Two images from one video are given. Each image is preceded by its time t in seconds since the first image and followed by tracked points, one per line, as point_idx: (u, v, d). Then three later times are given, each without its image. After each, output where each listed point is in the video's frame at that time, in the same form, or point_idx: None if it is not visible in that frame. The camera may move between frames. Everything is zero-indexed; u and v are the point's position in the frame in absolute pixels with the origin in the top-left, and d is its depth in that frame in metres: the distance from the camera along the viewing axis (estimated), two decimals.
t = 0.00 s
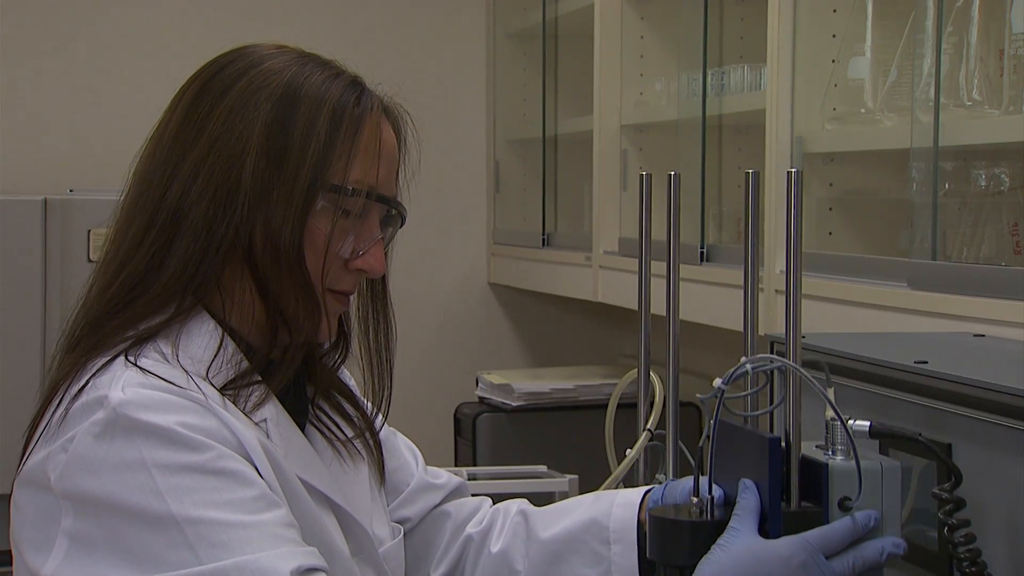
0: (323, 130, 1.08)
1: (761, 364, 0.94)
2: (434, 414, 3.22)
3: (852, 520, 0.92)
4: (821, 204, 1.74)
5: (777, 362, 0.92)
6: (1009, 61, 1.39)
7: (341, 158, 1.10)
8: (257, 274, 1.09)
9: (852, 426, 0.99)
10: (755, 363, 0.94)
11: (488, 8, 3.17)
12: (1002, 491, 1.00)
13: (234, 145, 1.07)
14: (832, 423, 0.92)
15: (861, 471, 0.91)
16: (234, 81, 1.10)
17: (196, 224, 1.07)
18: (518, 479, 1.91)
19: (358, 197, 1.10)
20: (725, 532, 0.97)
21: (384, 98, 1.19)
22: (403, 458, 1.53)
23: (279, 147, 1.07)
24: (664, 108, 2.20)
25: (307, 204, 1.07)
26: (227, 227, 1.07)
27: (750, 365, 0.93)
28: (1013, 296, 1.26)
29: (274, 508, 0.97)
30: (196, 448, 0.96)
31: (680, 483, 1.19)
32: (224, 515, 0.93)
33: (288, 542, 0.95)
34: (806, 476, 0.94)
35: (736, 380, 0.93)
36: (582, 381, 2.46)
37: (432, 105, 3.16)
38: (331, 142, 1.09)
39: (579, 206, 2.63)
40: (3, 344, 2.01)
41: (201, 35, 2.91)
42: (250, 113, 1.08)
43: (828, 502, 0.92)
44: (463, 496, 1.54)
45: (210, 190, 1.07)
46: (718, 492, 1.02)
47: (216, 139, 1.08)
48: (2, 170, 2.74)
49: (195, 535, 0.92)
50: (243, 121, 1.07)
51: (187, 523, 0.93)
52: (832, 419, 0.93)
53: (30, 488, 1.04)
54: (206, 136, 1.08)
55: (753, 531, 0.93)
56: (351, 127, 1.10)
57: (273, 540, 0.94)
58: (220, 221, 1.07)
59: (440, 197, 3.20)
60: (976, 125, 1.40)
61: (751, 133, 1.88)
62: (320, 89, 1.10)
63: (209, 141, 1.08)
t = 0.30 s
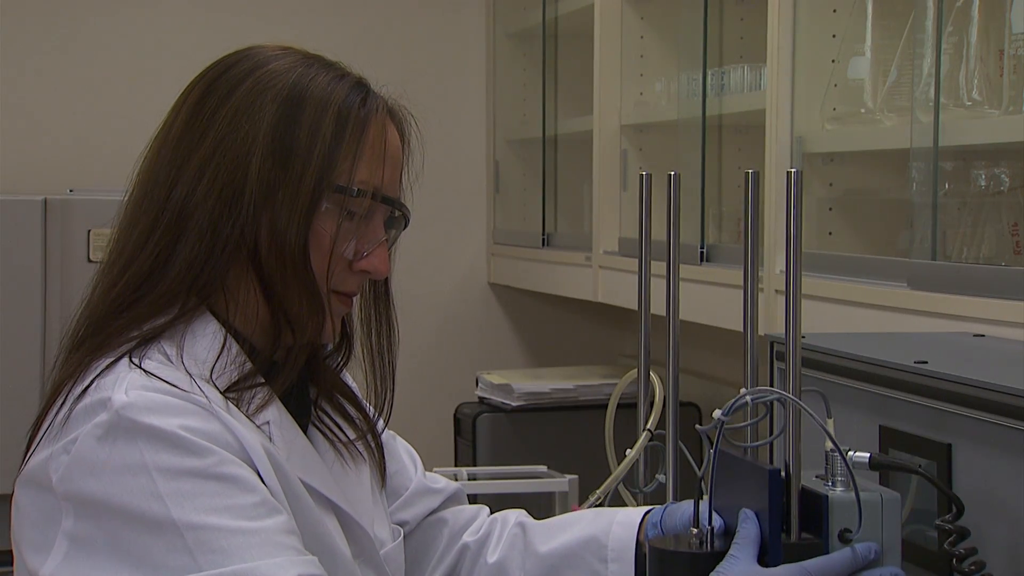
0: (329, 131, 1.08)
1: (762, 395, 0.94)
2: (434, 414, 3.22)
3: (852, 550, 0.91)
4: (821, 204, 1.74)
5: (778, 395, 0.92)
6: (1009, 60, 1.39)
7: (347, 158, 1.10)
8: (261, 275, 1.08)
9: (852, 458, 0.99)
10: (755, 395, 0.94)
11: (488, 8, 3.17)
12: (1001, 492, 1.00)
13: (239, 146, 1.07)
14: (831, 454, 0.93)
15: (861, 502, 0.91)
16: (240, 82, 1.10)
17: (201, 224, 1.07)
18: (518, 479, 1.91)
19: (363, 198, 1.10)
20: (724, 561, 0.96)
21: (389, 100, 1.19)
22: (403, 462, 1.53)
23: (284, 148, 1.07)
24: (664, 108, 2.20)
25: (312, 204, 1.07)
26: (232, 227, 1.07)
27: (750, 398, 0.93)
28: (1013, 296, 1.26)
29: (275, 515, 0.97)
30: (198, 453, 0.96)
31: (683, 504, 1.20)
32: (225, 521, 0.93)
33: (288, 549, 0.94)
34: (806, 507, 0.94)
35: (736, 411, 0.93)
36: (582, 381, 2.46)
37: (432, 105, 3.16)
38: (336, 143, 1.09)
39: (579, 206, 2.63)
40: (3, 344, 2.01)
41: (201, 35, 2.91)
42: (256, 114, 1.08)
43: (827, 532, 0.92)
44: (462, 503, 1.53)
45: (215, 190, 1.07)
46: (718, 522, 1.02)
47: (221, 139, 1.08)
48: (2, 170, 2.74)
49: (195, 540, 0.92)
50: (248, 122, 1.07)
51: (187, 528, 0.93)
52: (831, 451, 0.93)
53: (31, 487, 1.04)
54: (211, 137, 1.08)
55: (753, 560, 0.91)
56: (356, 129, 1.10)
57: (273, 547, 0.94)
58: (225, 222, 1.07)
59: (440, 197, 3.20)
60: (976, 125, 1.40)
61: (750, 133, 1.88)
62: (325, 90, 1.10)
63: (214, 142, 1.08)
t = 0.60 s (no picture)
0: (331, 131, 1.08)
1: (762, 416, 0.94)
2: (434, 414, 3.22)
3: (851, 570, 0.90)
4: (821, 205, 1.74)
5: (777, 416, 0.93)
6: (1008, 60, 1.40)
7: (349, 159, 1.09)
8: (263, 275, 1.08)
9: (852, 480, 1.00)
10: (754, 415, 0.93)
11: (488, 8, 3.17)
12: (1001, 492, 1.00)
13: (241, 146, 1.07)
14: (830, 474, 0.94)
15: (860, 522, 0.91)
16: (242, 82, 1.10)
17: (204, 224, 1.07)
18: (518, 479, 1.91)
19: (366, 199, 1.10)
20: None
21: (392, 100, 1.19)
22: (403, 464, 1.53)
23: (287, 148, 1.07)
24: (664, 108, 2.20)
25: (314, 205, 1.07)
26: (234, 227, 1.07)
27: (749, 418, 0.92)
28: (1013, 296, 1.26)
29: (275, 517, 0.97)
30: (199, 454, 0.95)
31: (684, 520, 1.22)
32: (225, 524, 0.93)
33: (288, 553, 0.94)
34: (806, 527, 0.94)
35: (735, 431, 0.92)
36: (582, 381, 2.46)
37: (431, 105, 3.16)
38: (338, 143, 1.09)
39: (579, 206, 2.63)
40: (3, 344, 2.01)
41: (201, 34, 2.91)
42: (258, 114, 1.08)
43: (827, 553, 0.92)
44: (461, 506, 1.53)
45: (217, 190, 1.07)
46: (718, 540, 1.02)
47: (224, 139, 1.08)
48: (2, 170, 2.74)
49: (194, 542, 0.92)
50: (250, 121, 1.07)
51: (188, 531, 0.92)
52: (831, 471, 0.94)
53: (32, 487, 1.04)
54: (213, 137, 1.08)
55: None
56: (358, 129, 1.10)
57: (273, 550, 0.94)
58: (228, 221, 1.07)
59: (440, 197, 3.20)
60: (975, 125, 1.40)
61: (750, 133, 1.88)
62: (328, 90, 1.10)
63: (217, 142, 1.08)
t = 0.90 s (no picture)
0: (331, 132, 1.08)
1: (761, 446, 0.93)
2: (434, 414, 3.22)
3: None
4: (821, 205, 1.75)
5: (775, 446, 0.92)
6: (1008, 60, 1.40)
7: (348, 159, 1.10)
8: (264, 276, 1.08)
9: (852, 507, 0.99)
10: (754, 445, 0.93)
11: (488, 8, 3.17)
12: (1001, 492, 1.00)
13: (241, 146, 1.07)
14: (831, 504, 0.93)
15: (861, 555, 0.91)
16: (242, 82, 1.10)
17: (204, 224, 1.07)
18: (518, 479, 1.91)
19: (366, 199, 1.10)
20: None
21: (392, 101, 1.19)
22: (402, 466, 1.53)
23: (287, 148, 1.07)
24: (664, 108, 2.20)
25: (314, 205, 1.07)
26: (235, 227, 1.07)
27: (749, 447, 0.92)
28: (1013, 296, 1.26)
29: (275, 521, 0.97)
30: (199, 457, 0.95)
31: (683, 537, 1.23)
32: (225, 527, 0.93)
33: (287, 557, 0.95)
34: (806, 557, 0.94)
35: (735, 461, 0.92)
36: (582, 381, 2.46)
37: (431, 105, 3.16)
38: (338, 143, 1.09)
39: (579, 207, 2.63)
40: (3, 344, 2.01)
41: (201, 34, 2.91)
42: (258, 114, 1.08)
43: None
44: (459, 510, 1.53)
45: (218, 190, 1.07)
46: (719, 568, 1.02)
47: (224, 139, 1.08)
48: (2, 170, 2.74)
49: (193, 545, 0.92)
50: (250, 121, 1.07)
51: (187, 534, 0.93)
52: (831, 501, 0.93)
53: (32, 487, 1.04)
54: (213, 137, 1.08)
55: None
56: (359, 129, 1.10)
57: (272, 554, 0.94)
58: (228, 222, 1.07)
59: (440, 197, 3.20)
60: (975, 125, 1.40)
61: (750, 133, 1.88)
62: (328, 91, 1.10)
63: (217, 142, 1.08)
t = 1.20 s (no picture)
0: (329, 131, 1.08)
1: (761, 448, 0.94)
2: (434, 414, 3.22)
3: None
4: (821, 205, 1.75)
5: (775, 447, 0.92)
6: (1008, 61, 1.40)
7: (347, 158, 1.10)
8: (263, 276, 1.08)
9: (853, 509, 0.99)
10: (753, 446, 0.93)
11: (488, 8, 3.17)
12: (1001, 493, 1.00)
13: (240, 146, 1.07)
14: (831, 506, 0.93)
15: (861, 557, 0.91)
16: (240, 83, 1.10)
17: (203, 225, 1.07)
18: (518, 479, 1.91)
19: (364, 198, 1.10)
20: None
21: (390, 100, 1.19)
22: (402, 467, 1.54)
23: (285, 148, 1.07)
24: (664, 108, 2.20)
25: (313, 205, 1.07)
26: (234, 227, 1.07)
27: (749, 449, 0.92)
28: (1014, 296, 1.26)
29: (275, 523, 0.97)
30: (199, 459, 0.95)
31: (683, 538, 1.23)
32: (225, 530, 0.93)
33: (287, 559, 0.95)
34: (806, 559, 0.94)
35: (735, 463, 0.92)
36: (582, 381, 2.46)
37: (431, 105, 3.16)
38: (336, 143, 1.09)
39: (579, 207, 2.63)
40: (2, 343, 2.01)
41: (200, 34, 2.91)
42: (256, 114, 1.08)
43: None
44: (458, 511, 1.53)
45: (217, 190, 1.07)
46: (719, 569, 1.02)
47: (222, 139, 1.08)
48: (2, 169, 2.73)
49: (193, 547, 0.92)
50: (248, 121, 1.07)
51: (187, 536, 0.93)
52: (831, 504, 0.93)
53: (32, 488, 1.04)
54: (211, 138, 1.08)
55: None
56: (357, 128, 1.10)
57: (271, 556, 0.94)
58: (227, 222, 1.07)
59: (441, 198, 3.20)
60: (974, 124, 1.40)
61: (750, 133, 1.88)
62: (326, 90, 1.10)
63: (216, 142, 1.08)
